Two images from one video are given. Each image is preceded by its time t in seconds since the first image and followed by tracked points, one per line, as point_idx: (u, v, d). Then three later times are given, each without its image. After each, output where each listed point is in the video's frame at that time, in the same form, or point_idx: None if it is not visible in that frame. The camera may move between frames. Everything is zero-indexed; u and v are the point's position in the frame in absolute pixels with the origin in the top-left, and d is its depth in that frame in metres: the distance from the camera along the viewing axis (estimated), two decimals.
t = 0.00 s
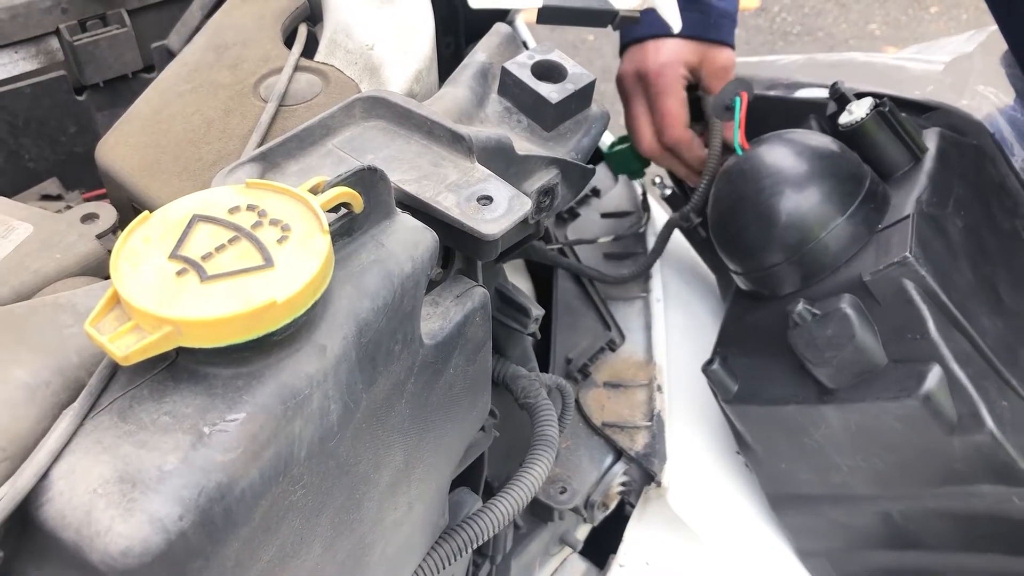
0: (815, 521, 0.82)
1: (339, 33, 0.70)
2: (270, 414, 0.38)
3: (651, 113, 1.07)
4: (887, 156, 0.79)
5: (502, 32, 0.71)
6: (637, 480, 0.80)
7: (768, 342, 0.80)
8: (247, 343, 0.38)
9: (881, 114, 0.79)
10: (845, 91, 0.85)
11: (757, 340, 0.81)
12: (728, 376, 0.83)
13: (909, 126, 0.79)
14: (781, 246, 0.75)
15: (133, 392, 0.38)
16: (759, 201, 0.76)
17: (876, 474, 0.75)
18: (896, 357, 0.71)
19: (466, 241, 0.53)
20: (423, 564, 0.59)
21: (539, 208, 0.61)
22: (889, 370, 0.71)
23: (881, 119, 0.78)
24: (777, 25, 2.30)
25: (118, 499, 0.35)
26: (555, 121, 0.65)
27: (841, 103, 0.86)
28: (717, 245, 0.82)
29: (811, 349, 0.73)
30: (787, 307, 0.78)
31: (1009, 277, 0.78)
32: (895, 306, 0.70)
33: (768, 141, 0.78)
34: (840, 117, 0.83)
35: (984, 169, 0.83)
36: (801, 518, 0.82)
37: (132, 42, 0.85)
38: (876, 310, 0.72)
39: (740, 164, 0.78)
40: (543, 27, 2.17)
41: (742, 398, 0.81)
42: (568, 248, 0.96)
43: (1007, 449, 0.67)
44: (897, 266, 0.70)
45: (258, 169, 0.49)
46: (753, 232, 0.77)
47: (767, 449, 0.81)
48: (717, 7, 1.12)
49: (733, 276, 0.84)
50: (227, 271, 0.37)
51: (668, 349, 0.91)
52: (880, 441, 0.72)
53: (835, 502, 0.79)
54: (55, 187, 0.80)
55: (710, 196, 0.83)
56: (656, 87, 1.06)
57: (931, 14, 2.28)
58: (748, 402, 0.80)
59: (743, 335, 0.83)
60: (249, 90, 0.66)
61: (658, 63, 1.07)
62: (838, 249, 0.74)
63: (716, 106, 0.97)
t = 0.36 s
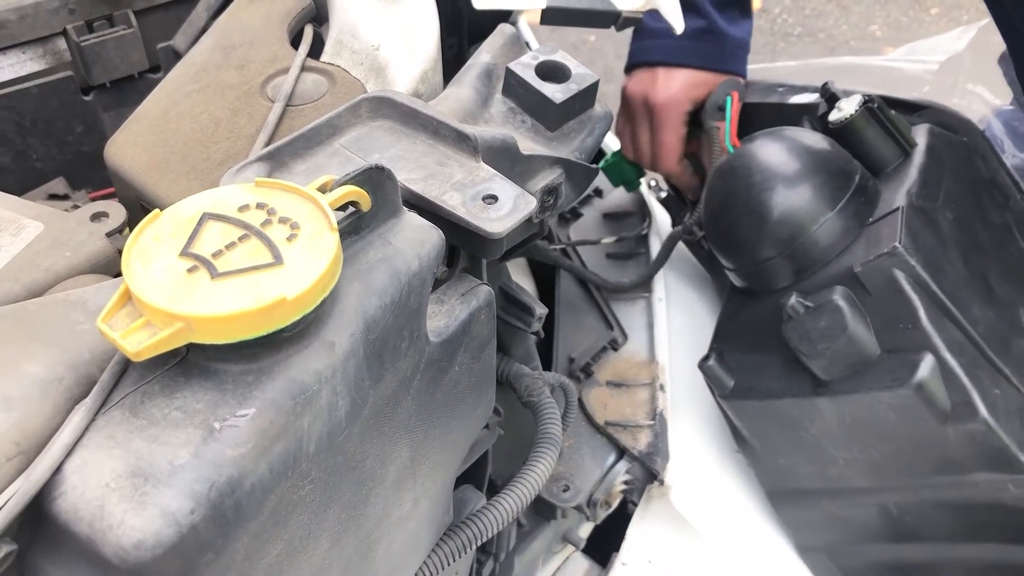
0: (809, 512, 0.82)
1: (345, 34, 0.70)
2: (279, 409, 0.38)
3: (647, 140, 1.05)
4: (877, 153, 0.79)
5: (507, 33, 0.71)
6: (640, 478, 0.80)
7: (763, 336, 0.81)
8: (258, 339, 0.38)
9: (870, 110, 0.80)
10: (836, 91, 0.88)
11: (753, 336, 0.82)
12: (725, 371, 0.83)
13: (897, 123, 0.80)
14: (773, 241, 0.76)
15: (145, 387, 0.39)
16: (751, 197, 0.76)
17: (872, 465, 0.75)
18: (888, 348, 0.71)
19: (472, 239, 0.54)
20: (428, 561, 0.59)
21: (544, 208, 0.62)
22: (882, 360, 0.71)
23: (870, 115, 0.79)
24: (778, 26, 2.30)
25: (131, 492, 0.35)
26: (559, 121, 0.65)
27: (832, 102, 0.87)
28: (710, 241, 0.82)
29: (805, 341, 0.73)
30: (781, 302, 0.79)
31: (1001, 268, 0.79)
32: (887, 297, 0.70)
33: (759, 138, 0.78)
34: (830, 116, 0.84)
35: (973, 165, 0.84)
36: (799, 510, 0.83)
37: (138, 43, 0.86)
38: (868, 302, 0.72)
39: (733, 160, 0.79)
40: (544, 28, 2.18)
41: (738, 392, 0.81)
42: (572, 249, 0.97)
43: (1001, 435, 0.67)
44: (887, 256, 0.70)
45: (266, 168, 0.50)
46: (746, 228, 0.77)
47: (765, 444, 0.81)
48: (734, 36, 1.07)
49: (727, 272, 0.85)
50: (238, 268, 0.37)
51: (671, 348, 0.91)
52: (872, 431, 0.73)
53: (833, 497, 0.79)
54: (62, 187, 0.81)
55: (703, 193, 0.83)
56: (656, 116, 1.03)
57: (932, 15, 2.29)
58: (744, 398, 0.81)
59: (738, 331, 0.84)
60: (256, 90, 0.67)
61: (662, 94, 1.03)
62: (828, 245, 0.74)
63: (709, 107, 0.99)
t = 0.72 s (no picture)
0: (812, 517, 0.82)
1: (347, 40, 0.70)
2: (282, 418, 0.38)
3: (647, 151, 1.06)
4: (880, 156, 0.79)
5: (509, 40, 0.72)
6: (641, 483, 0.80)
7: (764, 338, 0.81)
8: (262, 349, 0.39)
9: (873, 113, 0.79)
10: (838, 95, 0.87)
11: (754, 338, 0.82)
12: (728, 375, 0.83)
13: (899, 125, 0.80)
14: (776, 244, 0.76)
15: (148, 397, 0.39)
16: (754, 200, 0.76)
17: (875, 469, 0.75)
18: (892, 350, 0.71)
19: (474, 247, 0.54)
20: (432, 564, 0.60)
21: (546, 215, 0.61)
22: (885, 364, 0.71)
23: (873, 119, 0.79)
24: (779, 29, 2.30)
25: (134, 502, 0.35)
26: (561, 127, 0.66)
27: (835, 107, 0.86)
28: (714, 244, 0.82)
29: (808, 344, 0.73)
30: (786, 304, 0.79)
31: (1002, 274, 0.78)
32: (891, 299, 0.71)
33: (762, 141, 0.79)
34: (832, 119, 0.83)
35: (975, 171, 0.84)
36: (802, 516, 0.83)
37: (140, 48, 0.86)
38: (872, 305, 0.72)
39: (736, 164, 0.79)
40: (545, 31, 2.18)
41: (742, 396, 0.81)
42: (573, 254, 0.97)
43: (1004, 437, 0.67)
44: (891, 258, 0.70)
45: (269, 176, 0.50)
46: (749, 231, 0.77)
47: (767, 448, 0.82)
48: (746, 54, 1.04)
49: (731, 276, 0.85)
50: (241, 278, 0.38)
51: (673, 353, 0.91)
52: (877, 432, 0.72)
53: (837, 501, 0.79)
54: (65, 193, 0.81)
55: (707, 197, 0.83)
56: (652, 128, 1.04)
57: (933, 17, 2.29)
58: (749, 400, 0.80)
59: (738, 336, 0.84)
60: (258, 97, 0.67)
61: (659, 105, 1.03)
62: (831, 247, 0.74)
63: (710, 111, 0.96)
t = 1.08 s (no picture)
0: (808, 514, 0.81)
1: (346, 47, 0.71)
2: (279, 427, 0.38)
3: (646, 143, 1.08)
4: (874, 156, 0.79)
5: (508, 46, 0.72)
6: (641, 488, 0.80)
7: (758, 335, 0.80)
8: (258, 359, 0.39)
9: (866, 113, 0.79)
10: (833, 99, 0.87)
11: (748, 336, 0.82)
12: (723, 372, 0.83)
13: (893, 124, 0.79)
14: (770, 241, 0.76)
15: (145, 406, 0.39)
16: (748, 196, 0.76)
17: (870, 464, 0.74)
18: (884, 343, 0.71)
19: (472, 254, 0.54)
20: (430, 570, 0.59)
21: (544, 221, 0.62)
22: (878, 357, 0.71)
23: (867, 118, 0.79)
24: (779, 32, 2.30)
25: (131, 512, 0.35)
26: (560, 134, 0.66)
27: (830, 109, 0.86)
28: (709, 241, 0.82)
29: (801, 338, 0.73)
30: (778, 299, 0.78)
31: (999, 271, 0.79)
32: (882, 292, 0.70)
33: (757, 138, 0.78)
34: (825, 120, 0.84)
35: (970, 174, 0.83)
36: (805, 516, 0.82)
37: (140, 54, 0.86)
38: (864, 299, 0.72)
39: (730, 162, 0.79)
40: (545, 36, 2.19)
41: (736, 393, 0.81)
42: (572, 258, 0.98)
43: (997, 430, 0.66)
44: (881, 251, 0.70)
45: (267, 183, 0.50)
46: (743, 228, 0.77)
47: (764, 446, 0.81)
48: (756, 75, 1.00)
49: (725, 275, 0.84)
50: (238, 287, 0.38)
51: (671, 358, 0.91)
52: (871, 428, 0.72)
53: (833, 497, 0.79)
54: (64, 198, 0.81)
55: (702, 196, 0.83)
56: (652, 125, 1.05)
57: (934, 20, 2.29)
58: (744, 396, 0.81)
59: (736, 330, 0.83)
60: (257, 104, 0.67)
61: (662, 104, 1.04)
62: (824, 242, 0.74)
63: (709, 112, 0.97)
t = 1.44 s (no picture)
0: (810, 523, 0.82)
1: (349, 50, 0.71)
2: (284, 430, 0.39)
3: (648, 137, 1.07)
4: (875, 162, 0.79)
5: (509, 49, 0.72)
6: (642, 489, 0.80)
7: (760, 347, 0.80)
8: (263, 360, 0.39)
9: (866, 119, 0.80)
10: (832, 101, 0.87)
11: (749, 345, 0.82)
12: (725, 383, 0.83)
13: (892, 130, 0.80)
14: (771, 250, 0.76)
15: (150, 408, 0.39)
16: (748, 206, 0.76)
17: (872, 470, 0.74)
18: (886, 353, 0.71)
19: (475, 257, 0.54)
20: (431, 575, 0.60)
21: (547, 223, 0.62)
22: (881, 367, 0.71)
23: (867, 125, 0.80)
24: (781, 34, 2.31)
25: (137, 514, 0.35)
26: (562, 136, 0.66)
27: (830, 112, 0.87)
28: (709, 250, 0.82)
29: (803, 349, 0.73)
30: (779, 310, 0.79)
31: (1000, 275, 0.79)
32: (883, 303, 0.71)
33: (757, 147, 0.78)
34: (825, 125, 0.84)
35: (971, 173, 0.83)
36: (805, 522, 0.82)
37: (144, 56, 0.86)
38: (864, 309, 0.72)
39: (730, 170, 0.79)
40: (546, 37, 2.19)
41: (738, 402, 0.82)
42: (571, 258, 0.97)
43: (999, 442, 0.66)
44: (884, 263, 0.70)
45: (270, 186, 0.50)
46: (743, 237, 0.77)
47: (765, 453, 0.81)
48: (744, 66, 1.04)
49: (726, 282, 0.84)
50: (243, 290, 0.38)
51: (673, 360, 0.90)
52: (874, 438, 0.72)
53: (837, 506, 0.79)
54: (67, 200, 0.82)
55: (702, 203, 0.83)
56: (659, 125, 1.05)
57: (935, 22, 2.30)
58: (746, 407, 0.81)
59: (738, 339, 0.83)
60: (261, 106, 0.67)
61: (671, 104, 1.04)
62: (826, 251, 0.74)
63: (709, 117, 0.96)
